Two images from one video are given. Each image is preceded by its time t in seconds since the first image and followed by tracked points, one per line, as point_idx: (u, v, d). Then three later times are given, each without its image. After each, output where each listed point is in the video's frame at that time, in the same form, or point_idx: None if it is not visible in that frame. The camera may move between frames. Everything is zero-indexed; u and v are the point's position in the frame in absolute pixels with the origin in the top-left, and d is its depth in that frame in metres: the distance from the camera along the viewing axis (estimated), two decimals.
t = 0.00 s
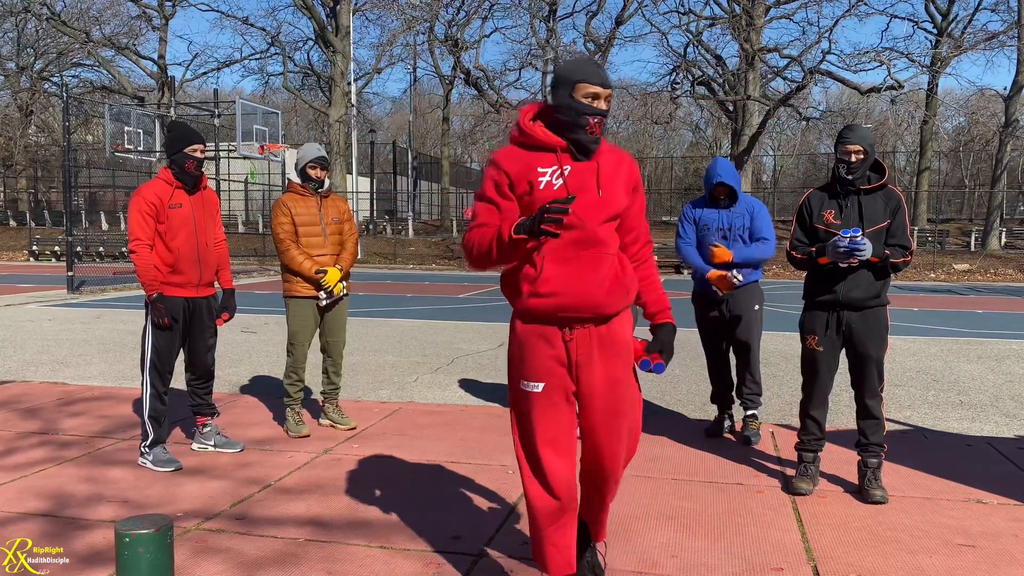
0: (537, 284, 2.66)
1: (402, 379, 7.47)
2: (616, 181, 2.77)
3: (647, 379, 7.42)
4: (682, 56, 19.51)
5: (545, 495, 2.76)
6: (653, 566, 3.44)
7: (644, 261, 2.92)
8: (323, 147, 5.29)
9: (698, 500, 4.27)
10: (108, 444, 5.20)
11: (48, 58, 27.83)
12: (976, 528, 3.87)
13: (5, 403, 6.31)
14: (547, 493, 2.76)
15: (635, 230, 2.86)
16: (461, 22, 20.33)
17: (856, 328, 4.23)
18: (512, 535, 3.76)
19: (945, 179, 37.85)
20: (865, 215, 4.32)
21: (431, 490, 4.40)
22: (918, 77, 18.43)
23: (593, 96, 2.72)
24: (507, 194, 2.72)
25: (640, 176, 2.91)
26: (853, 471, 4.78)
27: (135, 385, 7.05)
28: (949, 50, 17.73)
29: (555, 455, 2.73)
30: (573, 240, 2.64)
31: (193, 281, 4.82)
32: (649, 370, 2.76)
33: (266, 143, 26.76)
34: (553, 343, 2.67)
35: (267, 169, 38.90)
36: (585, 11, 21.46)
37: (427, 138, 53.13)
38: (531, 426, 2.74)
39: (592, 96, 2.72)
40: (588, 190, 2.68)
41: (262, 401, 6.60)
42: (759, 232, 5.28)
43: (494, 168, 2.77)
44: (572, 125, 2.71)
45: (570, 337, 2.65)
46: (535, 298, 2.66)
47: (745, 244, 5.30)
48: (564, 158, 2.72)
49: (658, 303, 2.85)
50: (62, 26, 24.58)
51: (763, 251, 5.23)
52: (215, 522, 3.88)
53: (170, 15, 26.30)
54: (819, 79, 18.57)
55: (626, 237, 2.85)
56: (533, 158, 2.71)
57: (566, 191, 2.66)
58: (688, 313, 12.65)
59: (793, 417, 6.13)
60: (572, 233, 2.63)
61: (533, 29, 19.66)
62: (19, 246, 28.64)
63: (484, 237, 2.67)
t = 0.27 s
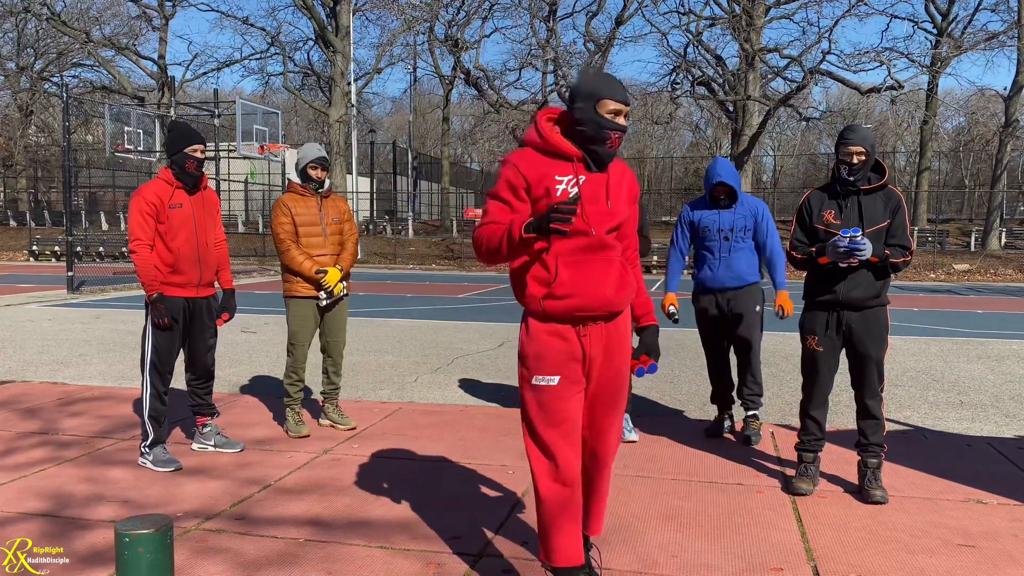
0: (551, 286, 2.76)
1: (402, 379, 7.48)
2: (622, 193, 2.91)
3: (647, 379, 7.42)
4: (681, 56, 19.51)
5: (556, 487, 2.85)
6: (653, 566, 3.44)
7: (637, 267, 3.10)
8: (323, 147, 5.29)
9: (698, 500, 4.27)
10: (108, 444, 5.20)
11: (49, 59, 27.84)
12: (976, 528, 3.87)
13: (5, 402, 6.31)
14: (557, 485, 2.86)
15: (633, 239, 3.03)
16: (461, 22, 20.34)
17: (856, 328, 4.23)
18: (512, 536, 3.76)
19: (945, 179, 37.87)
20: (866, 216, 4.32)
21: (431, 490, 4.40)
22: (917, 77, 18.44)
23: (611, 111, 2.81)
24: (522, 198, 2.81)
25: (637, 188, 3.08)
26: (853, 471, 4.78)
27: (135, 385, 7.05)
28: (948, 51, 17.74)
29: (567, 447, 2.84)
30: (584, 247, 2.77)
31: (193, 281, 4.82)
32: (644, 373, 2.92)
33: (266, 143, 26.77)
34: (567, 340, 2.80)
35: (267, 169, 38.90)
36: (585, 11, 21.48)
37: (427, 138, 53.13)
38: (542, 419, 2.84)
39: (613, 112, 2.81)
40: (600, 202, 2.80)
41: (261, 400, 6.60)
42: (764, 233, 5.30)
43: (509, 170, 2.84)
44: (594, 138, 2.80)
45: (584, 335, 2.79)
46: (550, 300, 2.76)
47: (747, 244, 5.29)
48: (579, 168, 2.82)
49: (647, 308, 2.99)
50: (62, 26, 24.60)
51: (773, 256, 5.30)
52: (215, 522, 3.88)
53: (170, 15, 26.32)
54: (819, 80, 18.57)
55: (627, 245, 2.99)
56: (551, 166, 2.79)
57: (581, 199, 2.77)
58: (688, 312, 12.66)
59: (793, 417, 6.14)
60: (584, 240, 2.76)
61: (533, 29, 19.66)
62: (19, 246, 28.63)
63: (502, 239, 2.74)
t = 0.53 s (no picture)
0: (550, 275, 2.93)
1: (402, 379, 7.48)
2: (622, 192, 3.08)
3: (647, 379, 7.43)
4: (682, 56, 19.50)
5: (555, 467, 3.02)
6: (654, 566, 3.44)
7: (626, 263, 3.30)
8: (323, 147, 5.29)
9: (698, 500, 4.27)
10: (108, 444, 5.20)
11: (48, 58, 27.83)
12: (976, 528, 3.88)
13: (5, 402, 6.31)
14: (553, 464, 3.02)
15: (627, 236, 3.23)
16: (461, 22, 20.33)
17: (856, 329, 4.23)
18: (512, 536, 3.76)
19: (945, 179, 37.89)
20: (866, 217, 4.32)
21: (431, 490, 4.40)
22: (917, 77, 18.44)
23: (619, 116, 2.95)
24: (527, 192, 2.96)
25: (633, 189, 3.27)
26: (853, 471, 4.78)
27: (135, 385, 7.05)
28: (948, 51, 17.75)
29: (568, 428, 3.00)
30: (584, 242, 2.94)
31: (193, 282, 4.82)
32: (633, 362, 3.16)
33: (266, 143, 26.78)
34: (565, 327, 2.98)
35: (267, 169, 38.90)
36: (585, 12, 21.48)
37: (427, 138, 53.12)
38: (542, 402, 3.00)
39: (620, 116, 2.97)
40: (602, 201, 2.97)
41: (262, 400, 6.60)
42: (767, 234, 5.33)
43: (516, 165, 2.98)
44: (601, 141, 2.94)
45: (580, 322, 2.98)
46: (550, 289, 2.94)
47: (750, 247, 5.29)
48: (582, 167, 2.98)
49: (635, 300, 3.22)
50: (62, 26, 24.61)
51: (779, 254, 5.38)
52: (215, 522, 3.89)
53: (170, 15, 26.33)
54: (819, 80, 18.57)
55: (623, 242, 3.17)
56: (558, 164, 2.94)
57: (582, 198, 2.95)
58: (688, 312, 12.65)
59: (793, 417, 6.14)
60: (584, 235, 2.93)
61: (533, 29, 19.65)
62: (19, 246, 28.62)
63: (505, 230, 2.88)
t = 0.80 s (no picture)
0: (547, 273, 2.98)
1: (402, 379, 7.48)
2: (616, 192, 3.13)
3: (647, 379, 7.42)
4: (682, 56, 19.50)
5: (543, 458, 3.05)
6: (653, 566, 3.44)
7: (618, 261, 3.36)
8: (323, 146, 5.29)
9: (698, 499, 4.27)
10: (108, 444, 5.20)
11: (48, 58, 27.83)
12: (976, 528, 3.87)
13: (5, 402, 6.30)
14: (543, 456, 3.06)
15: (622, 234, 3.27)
16: (461, 22, 20.33)
17: (856, 328, 4.23)
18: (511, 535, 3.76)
19: (945, 179, 37.91)
20: (866, 216, 4.32)
21: (431, 490, 4.40)
22: (918, 77, 18.45)
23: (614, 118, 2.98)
24: (528, 190, 2.99)
25: (627, 187, 3.31)
26: (853, 471, 4.78)
27: (135, 385, 7.05)
28: (948, 50, 17.76)
29: (557, 425, 3.02)
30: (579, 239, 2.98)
31: (193, 282, 4.82)
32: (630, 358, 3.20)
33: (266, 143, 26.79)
34: (559, 323, 3.01)
35: (267, 169, 38.89)
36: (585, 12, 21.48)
37: (427, 138, 53.13)
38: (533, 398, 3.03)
39: (616, 119, 3.00)
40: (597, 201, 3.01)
41: (262, 400, 6.60)
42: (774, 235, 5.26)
43: (514, 164, 3.01)
44: (597, 143, 2.98)
45: (575, 318, 3.01)
46: (545, 285, 2.99)
47: (756, 249, 5.26)
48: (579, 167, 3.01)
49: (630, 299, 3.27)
50: (62, 26, 24.61)
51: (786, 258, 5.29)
52: (215, 522, 3.88)
53: (170, 15, 26.34)
54: (819, 80, 18.57)
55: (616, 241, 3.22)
56: (556, 163, 2.98)
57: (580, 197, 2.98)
58: (688, 312, 12.64)
59: (793, 417, 6.14)
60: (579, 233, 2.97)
61: (533, 29, 19.64)
62: (19, 246, 28.61)
63: (504, 226, 2.91)
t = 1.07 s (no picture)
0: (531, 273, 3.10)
1: (402, 379, 7.47)
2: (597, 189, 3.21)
3: (646, 379, 7.43)
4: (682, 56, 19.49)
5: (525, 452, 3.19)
6: (653, 565, 3.44)
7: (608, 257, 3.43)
8: (323, 147, 5.29)
9: (697, 499, 4.27)
10: (108, 444, 5.20)
11: (48, 58, 27.84)
12: (976, 528, 3.87)
13: (5, 402, 6.30)
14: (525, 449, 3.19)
15: (609, 230, 3.34)
16: (461, 22, 20.33)
17: (855, 329, 4.24)
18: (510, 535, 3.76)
19: (945, 179, 37.90)
20: (866, 216, 4.32)
21: (431, 489, 4.40)
22: (918, 77, 18.45)
23: (577, 116, 3.04)
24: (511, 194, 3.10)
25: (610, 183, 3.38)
26: (853, 471, 4.78)
27: (135, 385, 7.05)
28: (948, 50, 17.76)
29: (533, 420, 3.16)
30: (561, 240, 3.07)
31: (193, 282, 4.82)
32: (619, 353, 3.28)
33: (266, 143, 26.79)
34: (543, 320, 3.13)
35: (267, 169, 38.88)
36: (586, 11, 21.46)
37: (427, 138, 53.12)
38: (511, 396, 3.17)
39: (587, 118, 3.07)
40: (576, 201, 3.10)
41: (262, 400, 6.60)
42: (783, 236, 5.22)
43: (498, 169, 3.13)
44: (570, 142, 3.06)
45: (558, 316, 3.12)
46: (530, 284, 3.10)
47: (765, 248, 5.23)
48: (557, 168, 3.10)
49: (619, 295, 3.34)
50: (62, 26, 24.62)
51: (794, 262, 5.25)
52: (215, 522, 3.88)
53: (170, 15, 26.34)
54: (819, 79, 18.57)
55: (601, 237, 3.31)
56: (536, 163, 3.09)
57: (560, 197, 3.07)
58: (688, 312, 12.63)
59: (792, 417, 6.14)
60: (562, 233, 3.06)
61: (533, 30, 19.63)
62: (19, 246, 28.60)
63: (491, 232, 3.03)
